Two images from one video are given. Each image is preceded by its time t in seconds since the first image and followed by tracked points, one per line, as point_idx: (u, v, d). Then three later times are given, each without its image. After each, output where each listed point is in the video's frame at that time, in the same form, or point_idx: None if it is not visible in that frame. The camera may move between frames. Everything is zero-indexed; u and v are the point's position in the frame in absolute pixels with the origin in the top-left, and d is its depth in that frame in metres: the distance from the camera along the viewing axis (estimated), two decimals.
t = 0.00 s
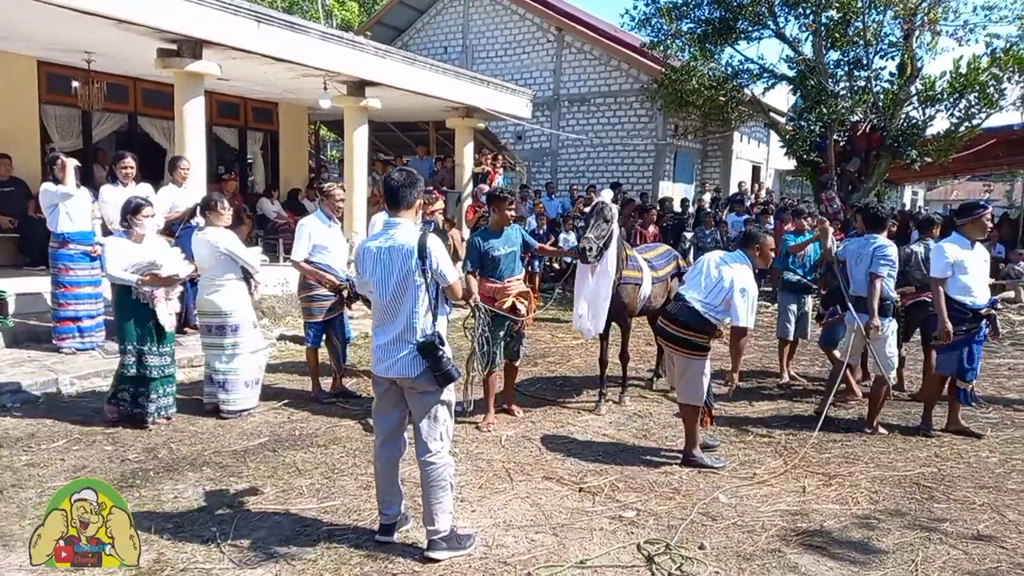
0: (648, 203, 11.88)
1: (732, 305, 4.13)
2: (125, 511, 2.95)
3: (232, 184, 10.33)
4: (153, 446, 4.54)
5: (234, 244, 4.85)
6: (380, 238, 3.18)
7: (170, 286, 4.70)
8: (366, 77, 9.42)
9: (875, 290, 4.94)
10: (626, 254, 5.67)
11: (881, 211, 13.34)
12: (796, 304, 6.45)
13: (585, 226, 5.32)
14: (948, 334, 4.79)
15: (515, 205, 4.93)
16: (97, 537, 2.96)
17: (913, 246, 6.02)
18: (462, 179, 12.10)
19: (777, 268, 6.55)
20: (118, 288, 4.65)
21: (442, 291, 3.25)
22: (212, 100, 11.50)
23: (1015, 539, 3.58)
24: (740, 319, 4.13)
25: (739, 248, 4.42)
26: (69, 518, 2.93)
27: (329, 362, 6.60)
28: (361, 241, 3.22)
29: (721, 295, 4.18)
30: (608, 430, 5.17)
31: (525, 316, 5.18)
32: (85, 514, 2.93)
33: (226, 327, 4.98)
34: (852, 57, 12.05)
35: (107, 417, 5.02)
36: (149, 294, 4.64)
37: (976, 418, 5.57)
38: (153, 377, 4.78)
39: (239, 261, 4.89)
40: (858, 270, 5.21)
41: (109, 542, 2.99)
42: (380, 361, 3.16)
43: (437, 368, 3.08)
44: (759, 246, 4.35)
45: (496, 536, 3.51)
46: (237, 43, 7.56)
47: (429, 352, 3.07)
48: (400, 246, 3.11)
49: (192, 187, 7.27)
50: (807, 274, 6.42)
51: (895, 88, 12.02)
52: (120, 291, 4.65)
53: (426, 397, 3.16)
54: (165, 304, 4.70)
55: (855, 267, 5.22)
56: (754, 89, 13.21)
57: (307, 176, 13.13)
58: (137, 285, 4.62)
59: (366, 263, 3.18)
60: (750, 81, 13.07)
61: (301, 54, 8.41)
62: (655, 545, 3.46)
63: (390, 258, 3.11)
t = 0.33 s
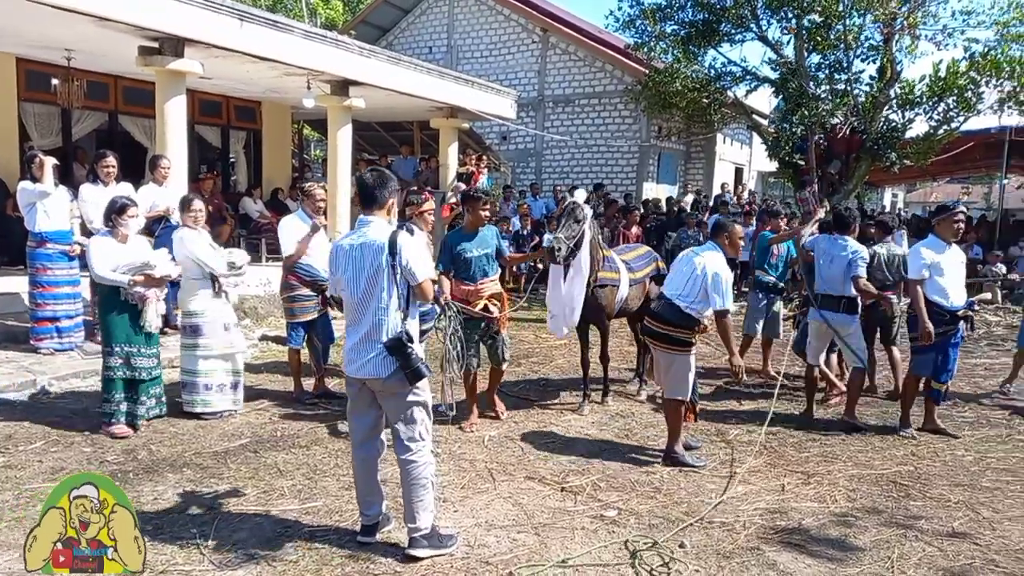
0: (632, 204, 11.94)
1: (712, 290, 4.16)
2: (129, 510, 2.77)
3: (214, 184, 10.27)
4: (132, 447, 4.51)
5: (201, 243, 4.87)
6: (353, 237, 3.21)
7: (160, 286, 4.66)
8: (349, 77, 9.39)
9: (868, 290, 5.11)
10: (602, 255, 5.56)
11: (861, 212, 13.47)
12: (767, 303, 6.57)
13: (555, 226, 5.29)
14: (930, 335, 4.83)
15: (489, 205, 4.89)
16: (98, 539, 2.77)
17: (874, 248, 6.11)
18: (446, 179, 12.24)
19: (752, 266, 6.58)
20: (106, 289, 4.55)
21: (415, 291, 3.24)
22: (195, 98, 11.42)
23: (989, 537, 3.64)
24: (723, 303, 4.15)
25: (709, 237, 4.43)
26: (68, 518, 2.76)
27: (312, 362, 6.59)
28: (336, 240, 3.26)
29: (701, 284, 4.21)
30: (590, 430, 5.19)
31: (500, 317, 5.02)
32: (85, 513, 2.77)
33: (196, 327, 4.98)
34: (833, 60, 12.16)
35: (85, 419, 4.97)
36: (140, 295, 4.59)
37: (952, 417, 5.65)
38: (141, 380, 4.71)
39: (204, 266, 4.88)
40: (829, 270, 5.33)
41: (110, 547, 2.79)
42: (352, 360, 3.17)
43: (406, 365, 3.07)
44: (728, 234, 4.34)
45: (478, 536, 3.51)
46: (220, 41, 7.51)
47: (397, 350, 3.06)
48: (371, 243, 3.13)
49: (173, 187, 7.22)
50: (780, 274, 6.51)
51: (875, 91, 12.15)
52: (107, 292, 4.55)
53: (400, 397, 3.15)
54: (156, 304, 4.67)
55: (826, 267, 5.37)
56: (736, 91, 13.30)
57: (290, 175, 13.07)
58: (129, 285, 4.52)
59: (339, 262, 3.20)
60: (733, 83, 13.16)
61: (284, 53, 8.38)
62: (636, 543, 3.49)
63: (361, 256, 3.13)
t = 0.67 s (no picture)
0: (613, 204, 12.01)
1: (687, 281, 4.33)
2: (136, 509, 2.78)
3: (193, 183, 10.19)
4: (110, 449, 4.48)
5: (176, 245, 4.89)
6: (324, 236, 3.23)
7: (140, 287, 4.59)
8: (330, 76, 9.36)
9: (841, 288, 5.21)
10: (576, 255, 5.51)
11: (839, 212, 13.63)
12: (732, 304, 6.68)
13: (527, 231, 5.20)
14: (890, 335, 4.96)
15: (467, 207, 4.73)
16: (99, 539, 2.76)
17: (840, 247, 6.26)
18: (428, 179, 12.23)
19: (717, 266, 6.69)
20: (86, 292, 4.47)
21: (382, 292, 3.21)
22: (173, 97, 11.33)
23: (960, 530, 3.72)
24: (699, 289, 4.34)
25: (675, 227, 4.53)
26: (66, 518, 2.75)
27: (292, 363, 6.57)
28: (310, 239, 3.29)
29: (679, 276, 4.37)
30: (570, 429, 5.23)
31: (470, 319, 4.78)
32: (85, 512, 2.75)
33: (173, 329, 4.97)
34: (810, 62, 12.30)
35: (62, 421, 4.93)
36: (121, 296, 4.50)
37: (925, 414, 5.75)
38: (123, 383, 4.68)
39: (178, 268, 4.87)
40: (806, 268, 5.43)
41: (113, 547, 2.79)
42: (317, 358, 3.19)
43: (363, 366, 3.04)
44: (693, 223, 4.44)
45: (458, 534, 3.53)
46: (198, 40, 7.46)
47: (354, 350, 3.04)
48: (337, 242, 3.13)
49: (151, 187, 7.17)
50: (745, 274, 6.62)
51: (851, 93, 12.30)
52: (85, 293, 4.47)
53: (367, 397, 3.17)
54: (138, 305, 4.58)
55: (802, 266, 5.47)
56: (716, 92, 13.41)
57: (270, 175, 13.00)
58: (109, 286, 4.45)
59: (309, 261, 3.23)
60: (712, 84, 13.26)
61: (264, 52, 8.33)
62: (616, 539, 3.53)
63: (327, 255, 3.15)
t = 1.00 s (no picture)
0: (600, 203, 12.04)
1: (666, 273, 4.33)
2: (138, 509, 2.86)
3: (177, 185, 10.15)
4: (94, 453, 4.47)
5: (163, 247, 4.85)
6: (292, 238, 3.24)
7: (121, 291, 4.55)
8: (315, 76, 9.34)
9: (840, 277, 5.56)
10: (557, 255, 5.48)
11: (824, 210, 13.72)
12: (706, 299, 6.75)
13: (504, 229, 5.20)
14: (866, 335, 5.00)
15: (450, 208, 4.74)
16: (101, 538, 2.86)
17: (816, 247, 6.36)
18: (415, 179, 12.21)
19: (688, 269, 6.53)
20: (66, 297, 4.44)
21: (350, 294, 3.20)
22: (158, 98, 11.28)
23: (940, 524, 3.77)
24: (680, 281, 4.30)
25: (659, 226, 4.59)
26: (65, 518, 2.82)
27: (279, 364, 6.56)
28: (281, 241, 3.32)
29: (662, 271, 4.38)
30: (557, 427, 5.26)
31: (446, 322, 4.76)
32: (85, 513, 2.81)
33: (156, 333, 4.98)
34: (794, 62, 12.37)
35: (45, 425, 4.91)
36: (100, 300, 4.48)
37: (908, 409, 5.81)
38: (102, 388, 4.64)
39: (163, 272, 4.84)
40: (797, 266, 5.49)
41: (115, 544, 2.89)
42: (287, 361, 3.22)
43: (330, 370, 3.06)
44: (677, 220, 4.51)
45: (444, 533, 3.54)
46: (181, 40, 7.43)
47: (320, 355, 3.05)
48: (303, 244, 3.15)
49: (135, 189, 7.13)
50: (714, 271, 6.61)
51: (835, 92, 12.38)
52: (63, 297, 4.44)
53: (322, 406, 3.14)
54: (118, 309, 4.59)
55: (792, 264, 5.53)
56: (701, 92, 13.47)
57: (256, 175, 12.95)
58: (89, 291, 4.40)
59: (278, 264, 3.25)
60: (698, 84, 13.32)
61: (248, 52, 8.30)
62: (601, 537, 3.55)
63: (294, 257, 3.17)
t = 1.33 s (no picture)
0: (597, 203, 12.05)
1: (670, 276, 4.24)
2: (138, 511, 2.98)
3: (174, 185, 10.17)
4: (89, 453, 4.49)
5: (162, 248, 4.87)
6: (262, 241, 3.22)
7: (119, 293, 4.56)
8: (311, 77, 9.35)
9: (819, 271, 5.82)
10: (549, 254, 5.48)
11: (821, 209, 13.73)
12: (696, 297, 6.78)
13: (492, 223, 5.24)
14: (864, 334, 4.96)
15: (439, 207, 4.75)
16: (102, 535, 2.98)
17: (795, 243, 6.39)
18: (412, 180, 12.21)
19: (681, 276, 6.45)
20: (61, 298, 4.45)
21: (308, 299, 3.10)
22: (155, 98, 11.29)
23: (930, 522, 3.79)
24: (681, 286, 4.20)
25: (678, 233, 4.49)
26: (65, 518, 2.94)
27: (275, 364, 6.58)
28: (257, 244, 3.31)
29: (668, 274, 4.29)
30: (551, 426, 5.28)
31: (432, 318, 4.75)
32: (86, 514, 2.93)
33: (155, 332, 4.99)
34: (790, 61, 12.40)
35: (40, 425, 4.93)
36: (95, 303, 4.48)
37: (902, 407, 5.83)
38: (97, 391, 4.65)
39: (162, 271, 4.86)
40: (779, 268, 5.73)
41: (116, 541, 3.01)
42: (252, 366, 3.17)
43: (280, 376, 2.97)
44: (694, 226, 4.40)
45: (437, 532, 3.56)
46: (177, 41, 7.44)
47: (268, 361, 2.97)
48: (263, 246, 3.11)
49: (131, 189, 7.15)
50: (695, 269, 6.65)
51: (831, 91, 12.39)
52: (60, 299, 4.45)
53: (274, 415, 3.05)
54: (112, 313, 4.59)
55: (775, 268, 5.75)
56: (698, 91, 13.48)
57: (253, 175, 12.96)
58: (84, 292, 4.41)
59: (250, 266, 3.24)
60: (694, 83, 13.34)
61: (243, 52, 8.31)
62: (593, 535, 3.57)
63: (257, 260, 3.14)
